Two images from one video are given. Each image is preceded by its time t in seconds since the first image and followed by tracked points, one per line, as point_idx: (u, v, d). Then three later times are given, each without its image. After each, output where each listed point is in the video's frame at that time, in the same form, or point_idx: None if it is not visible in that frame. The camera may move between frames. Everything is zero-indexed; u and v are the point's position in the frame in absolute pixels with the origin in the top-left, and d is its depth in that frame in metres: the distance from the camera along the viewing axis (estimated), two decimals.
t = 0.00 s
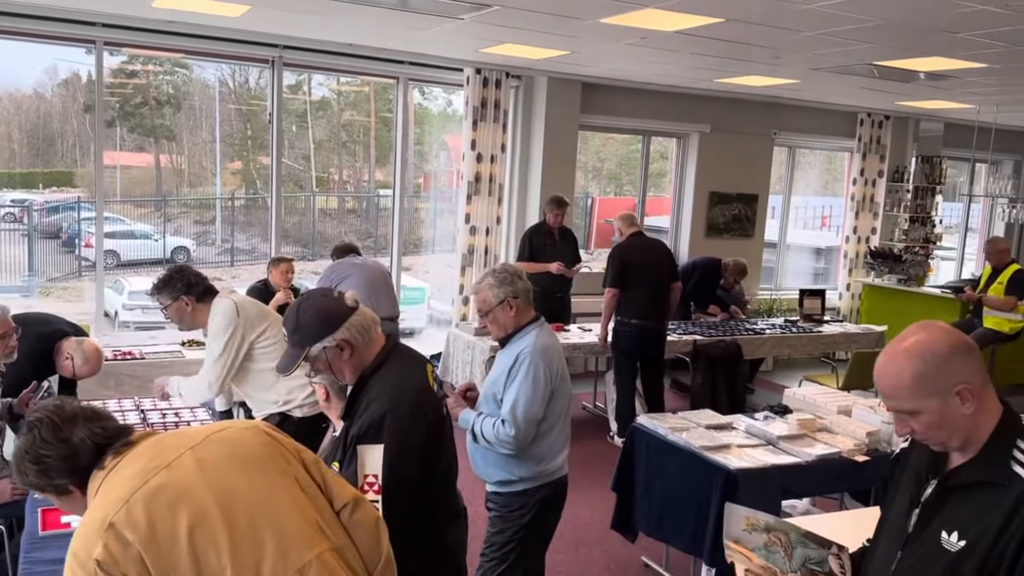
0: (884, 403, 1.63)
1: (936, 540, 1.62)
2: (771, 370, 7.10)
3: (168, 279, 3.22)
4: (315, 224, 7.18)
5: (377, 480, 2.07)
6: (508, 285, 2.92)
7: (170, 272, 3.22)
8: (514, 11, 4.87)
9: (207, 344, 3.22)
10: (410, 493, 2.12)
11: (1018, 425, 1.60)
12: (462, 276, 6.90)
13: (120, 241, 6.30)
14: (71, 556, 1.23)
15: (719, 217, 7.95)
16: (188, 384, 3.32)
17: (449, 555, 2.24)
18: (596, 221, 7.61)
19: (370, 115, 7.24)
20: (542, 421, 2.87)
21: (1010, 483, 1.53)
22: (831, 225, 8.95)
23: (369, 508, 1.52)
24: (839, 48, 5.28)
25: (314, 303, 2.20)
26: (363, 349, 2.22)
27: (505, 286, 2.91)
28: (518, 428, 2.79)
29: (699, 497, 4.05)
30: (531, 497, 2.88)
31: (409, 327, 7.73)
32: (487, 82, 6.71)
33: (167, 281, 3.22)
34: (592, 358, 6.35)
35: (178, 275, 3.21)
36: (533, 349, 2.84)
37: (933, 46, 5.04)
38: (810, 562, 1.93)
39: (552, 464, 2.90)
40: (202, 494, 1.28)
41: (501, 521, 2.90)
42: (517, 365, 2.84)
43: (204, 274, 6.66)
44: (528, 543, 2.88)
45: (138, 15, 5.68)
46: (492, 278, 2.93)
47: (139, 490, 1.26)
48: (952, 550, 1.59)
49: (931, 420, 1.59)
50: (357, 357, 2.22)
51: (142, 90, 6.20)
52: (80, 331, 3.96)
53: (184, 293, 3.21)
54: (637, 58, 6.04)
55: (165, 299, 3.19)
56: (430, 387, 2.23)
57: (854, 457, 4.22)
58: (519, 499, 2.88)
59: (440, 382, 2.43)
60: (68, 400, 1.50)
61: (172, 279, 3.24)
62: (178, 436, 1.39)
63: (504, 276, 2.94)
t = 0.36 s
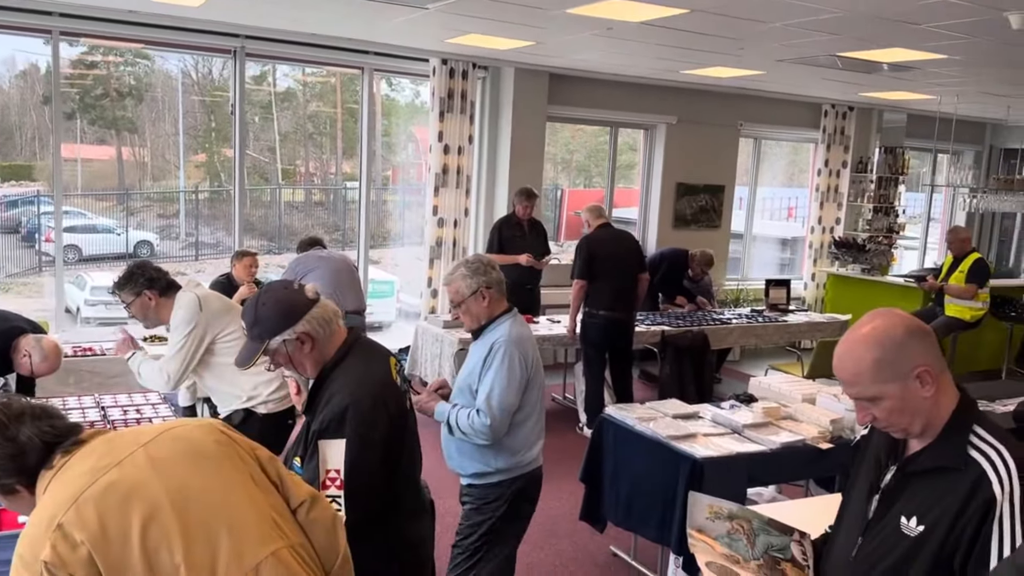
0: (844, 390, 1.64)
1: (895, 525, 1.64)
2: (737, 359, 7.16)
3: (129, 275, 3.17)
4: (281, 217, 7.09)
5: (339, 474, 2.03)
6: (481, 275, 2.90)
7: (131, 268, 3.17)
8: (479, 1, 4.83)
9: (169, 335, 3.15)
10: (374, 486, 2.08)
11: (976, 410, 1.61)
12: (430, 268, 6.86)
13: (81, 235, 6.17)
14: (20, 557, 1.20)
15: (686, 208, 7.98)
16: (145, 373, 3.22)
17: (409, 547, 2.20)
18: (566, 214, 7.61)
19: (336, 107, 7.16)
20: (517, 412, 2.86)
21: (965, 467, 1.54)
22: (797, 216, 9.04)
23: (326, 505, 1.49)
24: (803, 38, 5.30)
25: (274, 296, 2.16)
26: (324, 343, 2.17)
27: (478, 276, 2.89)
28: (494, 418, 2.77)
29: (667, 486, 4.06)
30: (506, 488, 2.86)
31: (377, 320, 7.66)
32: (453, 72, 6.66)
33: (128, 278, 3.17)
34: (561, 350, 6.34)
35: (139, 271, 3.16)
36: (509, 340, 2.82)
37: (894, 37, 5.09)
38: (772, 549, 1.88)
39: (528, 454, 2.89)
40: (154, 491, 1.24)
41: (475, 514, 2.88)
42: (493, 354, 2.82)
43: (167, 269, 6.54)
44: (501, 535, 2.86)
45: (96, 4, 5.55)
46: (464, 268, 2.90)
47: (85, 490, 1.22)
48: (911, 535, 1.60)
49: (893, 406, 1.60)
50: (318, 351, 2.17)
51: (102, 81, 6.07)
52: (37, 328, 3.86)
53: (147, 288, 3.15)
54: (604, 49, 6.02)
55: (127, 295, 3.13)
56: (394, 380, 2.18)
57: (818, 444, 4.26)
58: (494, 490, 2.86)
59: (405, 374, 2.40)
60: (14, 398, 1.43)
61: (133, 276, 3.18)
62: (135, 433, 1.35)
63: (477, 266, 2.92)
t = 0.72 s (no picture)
0: (804, 379, 1.64)
1: (853, 513, 1.65)
2: (704, 350, 7.22)
3: (81, 279, 3.09)
4: (247, 211, 7.00)
5: (299, 471, 1.97)
6: (445, 273, 2.85)
7: (80, 275, 3.09)
8: None
9: (126, 334, 3.09)
10: (337, 485, 2.04)
11: (930, 396, 1.63)
12: (397, 262, 6.83)
13: (40, 231, 6.04)
14: None
15: (653, 200, 8.01)
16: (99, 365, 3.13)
17: (372, 544, 2.14)
18: (534, 207, 7.61)
19: (302, 100, 7.08)
20: (479, 413, 2.82)
21: (921, 454, 1.56)
22: (762, 209, 9.12)
23: (284, 501, 1.35)
24: (766, 31, 5.33)
25: (231, 289, 2.09)
26: (283, 337, 2.11)
27: (441, 274, 2.84)
28: (449, 420, 2.74)
29: (634, 477, 4.08)
30: (473, 489, 2.83)
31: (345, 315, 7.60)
32: (419, 65, 6.60)
33: (80, 284, 3.09)
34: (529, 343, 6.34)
35: (90, 277, 3.08)
36: (468, 340, 2.78)
37: (856, 30, 5.13)
38: (734, 538, 1.91)
39: (493, 455, 2.84)
40: (112, 492, 1.12)
41: (448, 515, 2.87)
42: (452, 355, 2.80)
43: (130, 265, 6.43)
44: (477, 534, 2.85)
45: None
46: (429, 266, 2.86)
47: (31, 492, 1.09)
48: (868, 522, 1.62)
49: (853, 393, 1.61)
50: (277, 346, 2.11)
51: (61, 74, 5.95)
52: None
53: (102, 290, 3.09)
54: (570, 42, 6.01)
55: (81, 303, 3.07)
56: (354, 374, 2.14)
57: (781, 433, 4.30)
58: (461, 491, 2.84)
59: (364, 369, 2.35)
60: None
61: (84, 281, 3.10)
62: (85, 429, 1.21)
63: (440, 263, 2.86)
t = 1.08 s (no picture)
0: (766, 369, 1.65)
1: (815, 501, 1.68)
2: (673, 343, 7.28)
3: (43, 269, 3.03)
4: (214, 208, 6.92)
5: (264, 468, 1.93)
6: (411, 272, 2.83)
7: (45, 263, 3.03)
8: None
9: (87, 331, 3.04)
10: (305, 482, 2.02)
11: (888, 385, 1.66)
12: (366, 258, 6.79)
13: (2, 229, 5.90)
14: None
15: (622, 195, 8.05)
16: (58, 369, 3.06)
17: (341, 540, 2.13)
18: (505, 203, 7.63)
19: (269, 94, 7.00)
20: (445, 414, 2.80)
21: (881, 443, 1.60)
22: (730, 203, 9.22)
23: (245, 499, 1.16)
24: (733, 26, 5.36)
25: (193, 284, 2.04)
26: (247, 334, 2.07)
27: (407, 273, 2.83)
28: (412, 422, 2.73)
29: (603, 469, 4.10)
30: (444, 488, 2.82)
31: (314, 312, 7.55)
32: (386, 59, 6.56)
33: (42, 272, 3.03)
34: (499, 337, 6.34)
35: (54, 266, 3.03)
36: (432, 341, 2.76)
37: (820, 25, 5.18)
38: (699, 529, 1.87)
39: (462, 455, 2.82)
40: (69, 490, 0.95)
41: (421, 512, 2.86)
42: (416, 357, 2.78)
43: (95, 263, 6.31)
44: (451, 534, 2.85)
45: None
46: (394, 265, 2.85)
47: None
48: (830, 511, 1.65)
49: (814, 382, 1.62)
50: (240, 342, 2.07)
51: (22, 68, 5.83)
52: None
53: (63, 283, 3.04)
54: (539, 37, 6.00)
55: (41, 292, 3.01)
56: (321, 370, 2.12)
57: (748, 424, 4.35)
58: (433, 490, 2.84)
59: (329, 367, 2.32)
60: None
61: (47, 270, 3.05)
62: (43, 427, 1.05)
63: (406, 262, 2.85)
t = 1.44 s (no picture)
0: (729, 364, 1.67)
1: (777, 493, 1.71)
2: (640, 338, 7.33)
3: (5, 261, 2.98)
4: (178, 205, 6.82)
5: (228, 468, 1.91)
6: (383, 267, 2.79)
7: (8, 254, 2.98)
8: None
9: (48, 325, 2.98)
10: (271, 482, 2.00)
11: (847, 376, 1.69)
12: (333, 255, 6.75)
13: None
14: None
15: (589, 191, 8.08)
16: (20, 363, 3.02)
17: (307, 541, 2.11)
18: (474, 199, 7.63)
19: (233, 90, 6.90)
20: (417, 408, 2.78)
21: (841, 435, 1.63)
22: (696, 199, 9.31)
23: (214, 500, 1.17)
24: (697, 23, 5.39)
25: (156, 281, 2.00)
26: (209, 332, 2.03)
27: (379, 268, 2.79)
28: (383, 416, 2.71)
29: (571, 463, 4.12)
30: (415, 481, 2.82)
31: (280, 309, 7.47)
32: (351, 54, 6.50)
33: (4, 264, 2.97)
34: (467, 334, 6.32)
35: (17, 258, 2.98)
36: (404, 336, 2.74)
37: (783, 23, 5.23)
38: (664, 522, 1.86)
39: (432, 448, 2.82)
40: (27, 491, 0.96)
41: (390, 505, 2.85)
42: (388, 351, 2.76)
43: (56, 262, 6.18)
44: (421, 524, 2.84)
45: None
46: (365, 260, 2.81)
47: None
48: (791, 502, 1.68)
49: (774, 374, 1.65)
50: (203, 340, 2.03)
51: None
52: None
53: (23, 277, 2.98)
54: (505, 33, 5.99)
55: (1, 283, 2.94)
56: (286, 369, 2.09)
57: (714, 418, 4.39)
58: (404, 483, 2.83)
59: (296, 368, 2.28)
60: None
61: (9, 262, 2.99)
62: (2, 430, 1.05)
63: (378, 258, 2.81)
